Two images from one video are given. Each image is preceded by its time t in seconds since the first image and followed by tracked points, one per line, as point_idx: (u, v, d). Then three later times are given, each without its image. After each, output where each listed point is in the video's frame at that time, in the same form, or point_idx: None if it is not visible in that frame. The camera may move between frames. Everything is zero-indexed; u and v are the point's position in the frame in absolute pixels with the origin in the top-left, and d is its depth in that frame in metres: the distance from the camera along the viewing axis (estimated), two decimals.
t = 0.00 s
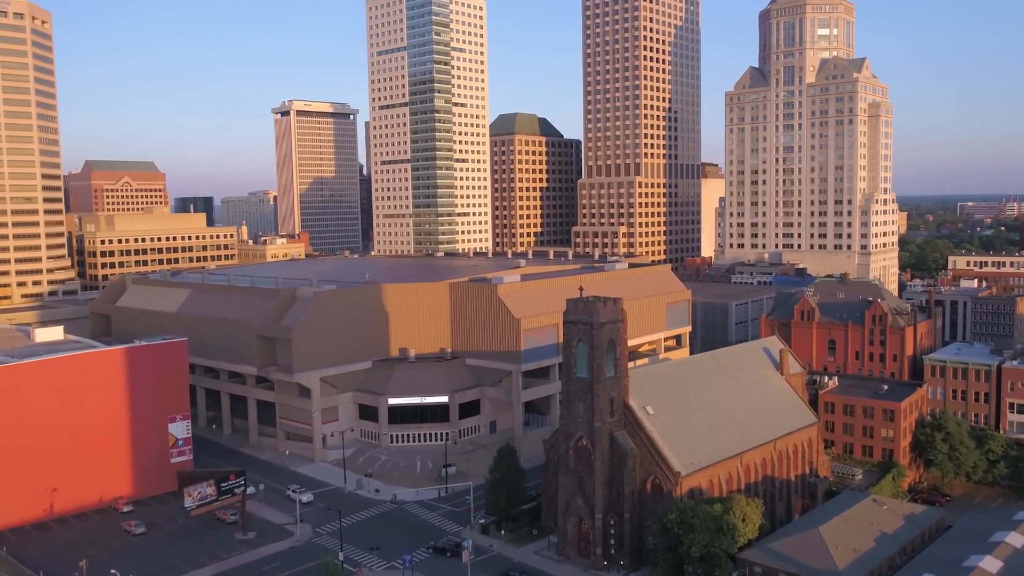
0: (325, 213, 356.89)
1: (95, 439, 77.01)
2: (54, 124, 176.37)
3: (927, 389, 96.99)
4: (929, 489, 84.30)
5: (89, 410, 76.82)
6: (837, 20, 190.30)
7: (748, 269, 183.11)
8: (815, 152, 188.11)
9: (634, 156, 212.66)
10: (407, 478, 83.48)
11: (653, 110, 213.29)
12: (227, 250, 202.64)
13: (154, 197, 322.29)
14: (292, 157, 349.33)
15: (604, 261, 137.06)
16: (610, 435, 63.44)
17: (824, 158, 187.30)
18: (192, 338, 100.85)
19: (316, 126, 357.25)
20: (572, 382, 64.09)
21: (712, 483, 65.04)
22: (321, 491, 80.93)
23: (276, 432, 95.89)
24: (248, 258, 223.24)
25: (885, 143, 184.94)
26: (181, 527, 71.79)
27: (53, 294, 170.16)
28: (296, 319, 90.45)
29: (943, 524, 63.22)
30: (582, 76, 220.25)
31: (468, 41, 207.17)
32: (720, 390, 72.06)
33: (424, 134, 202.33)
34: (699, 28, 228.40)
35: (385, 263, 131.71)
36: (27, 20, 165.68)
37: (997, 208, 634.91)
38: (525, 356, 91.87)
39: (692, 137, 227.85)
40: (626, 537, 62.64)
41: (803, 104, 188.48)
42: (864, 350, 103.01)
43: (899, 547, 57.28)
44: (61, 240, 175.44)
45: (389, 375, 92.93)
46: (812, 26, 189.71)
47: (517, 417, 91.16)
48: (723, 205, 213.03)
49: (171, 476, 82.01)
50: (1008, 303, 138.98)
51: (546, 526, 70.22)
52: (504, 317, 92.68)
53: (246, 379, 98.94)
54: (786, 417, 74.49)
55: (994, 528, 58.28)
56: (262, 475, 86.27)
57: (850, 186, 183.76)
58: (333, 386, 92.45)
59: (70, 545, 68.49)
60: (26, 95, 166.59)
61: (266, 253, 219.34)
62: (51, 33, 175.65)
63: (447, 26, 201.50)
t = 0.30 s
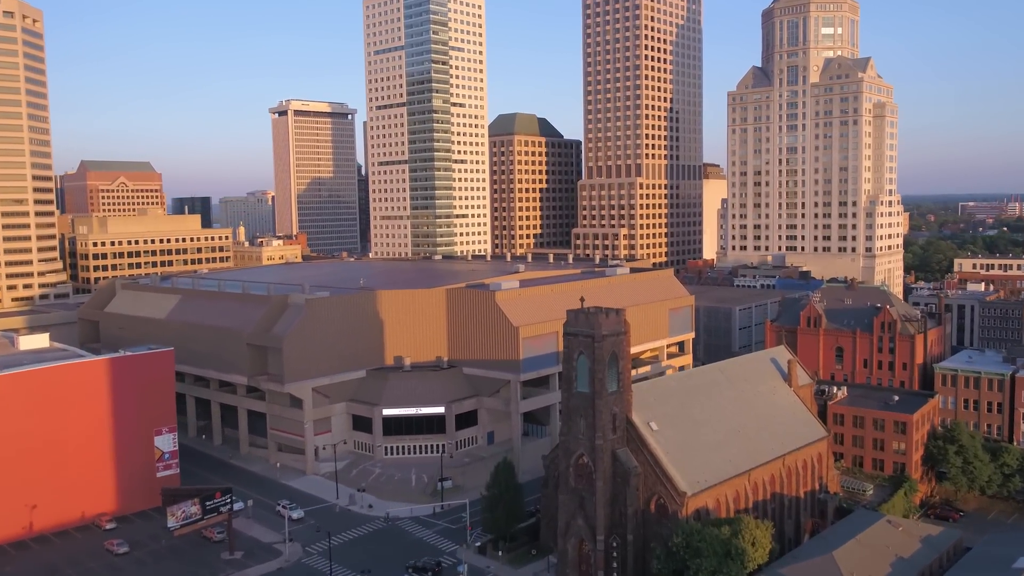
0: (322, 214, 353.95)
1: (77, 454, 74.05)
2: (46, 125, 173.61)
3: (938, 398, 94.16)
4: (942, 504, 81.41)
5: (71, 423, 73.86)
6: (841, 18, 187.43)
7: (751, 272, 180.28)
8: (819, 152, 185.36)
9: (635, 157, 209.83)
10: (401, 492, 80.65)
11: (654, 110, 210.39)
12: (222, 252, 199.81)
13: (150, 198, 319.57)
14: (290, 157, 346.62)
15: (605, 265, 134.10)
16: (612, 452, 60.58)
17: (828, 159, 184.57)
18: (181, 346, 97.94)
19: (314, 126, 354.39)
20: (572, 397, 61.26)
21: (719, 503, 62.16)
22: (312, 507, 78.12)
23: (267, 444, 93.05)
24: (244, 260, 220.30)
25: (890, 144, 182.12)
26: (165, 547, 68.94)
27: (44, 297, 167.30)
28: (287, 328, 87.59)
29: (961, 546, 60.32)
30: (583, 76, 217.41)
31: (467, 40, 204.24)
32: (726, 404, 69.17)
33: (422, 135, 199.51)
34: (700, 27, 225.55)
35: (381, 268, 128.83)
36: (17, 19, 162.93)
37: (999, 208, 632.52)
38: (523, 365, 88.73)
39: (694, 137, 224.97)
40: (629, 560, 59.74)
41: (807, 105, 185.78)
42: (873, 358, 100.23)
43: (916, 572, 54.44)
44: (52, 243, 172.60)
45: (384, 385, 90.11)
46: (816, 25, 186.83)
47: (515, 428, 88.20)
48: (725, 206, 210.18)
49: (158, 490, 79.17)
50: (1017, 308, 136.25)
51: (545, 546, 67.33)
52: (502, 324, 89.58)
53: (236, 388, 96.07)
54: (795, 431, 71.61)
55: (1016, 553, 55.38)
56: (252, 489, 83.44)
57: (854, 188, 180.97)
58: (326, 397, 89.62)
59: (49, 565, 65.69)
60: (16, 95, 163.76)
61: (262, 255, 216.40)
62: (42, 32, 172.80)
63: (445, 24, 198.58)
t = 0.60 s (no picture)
0: (320, 215, 350.81)
1: (58, 470, 71.16)
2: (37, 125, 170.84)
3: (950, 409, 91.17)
4: (956, 520, 78.41)
5: (51, 438, 70.94)
6: (846, 17, 184.45)
7: (754, 275, 177.25)
8: (823, 154, 182.55)
9: (635, 158, 206.81)
10: (395, 508, 77.70)
11: (656, 110, 207.38)
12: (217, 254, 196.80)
13: (146, 199, 316.53)
14: (287, 157, 343.61)
15: (607, 269, 131.05)
16: (614, 472, 57.61)
17: (833, 161, 181.63)
18: (169, 355, 95.00)
19: (311, 126, 351.21)
20: (572, 414, 58.30)
21: (726, 525, 59.24)
22: (302, 524, 75.21)
23: (257, 456, 90.10)
24: (239, 262, 217.30)
25: (896, 145, 179.10)
26: (148, 568, 66.10)
27: (35, 301, 164.29)
28: (278, 337, 84.63)
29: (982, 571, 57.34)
30: (583, 76, 214.38)
31: (465, 40, 201.27)
32: (734, 419, 66.16)
33: (420, 135, 196.53)
34: (702, 25, 222.51)
35: (376, 273, 125.83)
36: (7, 18, 160.01)
37: (1001, 208, 629.83)
38: (522, 376, 85.72)
39: (696, 138, 221.90)
40: None
41: (811, 105, 182.91)
42: (882, 367, 97.43)
43: None
44: (43, 245, 169.48)
45: (378, 396, 87.17)
46: (820, 24, 183.85)
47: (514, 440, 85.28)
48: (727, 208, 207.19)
49: (143, 506, 76.31)
50: None
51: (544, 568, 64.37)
52: (499, 333, 86.53)
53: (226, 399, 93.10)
54: (804, 446, 68.70)
55: None
56: (241, 504, 80.51)
57: (859, 190, 178.07)
58: (318, 408, 86.72)
59: None
60: (5, 95, 160.73)
61: (258, 257, 213.33)
62: (32, 30, 169.80)
63: (443, 23, 195.52)
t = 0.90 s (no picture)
0: (318, 216, 347.76)
1: (36, 488, 68.03)
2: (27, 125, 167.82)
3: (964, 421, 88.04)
4: (971, 538, 75.27)
5: (28, 455, 67.73)
6: (851, 16, 181.59)
7: (758, 278, 174.06)
8: (827, 155, 179.69)
9: (636, 159, 203.70)
10: (387, 525, 74.67)
11: (657, 110, 204.30)
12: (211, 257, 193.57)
13: (142, 200, 313.69)
14: (285, 158, 340.61)
15: (608, 273, 127.88)
16: (618, 495, 54.51)
17: (838, 162, 178.74)
18: (156, 365, 91.92)
19: (309, 126, 348.19)
20: (573, 434, 55.23)
21: (734, 550, 56.29)
22: (291, 542, 72.08)
23: (246, 470, 87.05)
24: (234, 265, 214.15)
25: (901, 146, 176.22)
26: None
27: (24, 306, 160.97)
28: (267, 346, 81.56)
29: None
30: (583, 75, 211.51)
31: (463, 39, 198.19)
32: (742, 436, 63.11)
33: (417, 136, 193.42)
34: (704, 24, 219.43)
35: (371, 278, 122.74)
36: None
37: (1003, 208, 627.11)
38: (521, 388, 82.70)
39: (698, 138, 218.73)
40: None
41: (816, 105, 180.09)
42: (892, 377, 94.50)
43: None
44: (33, 248, 166.22)
45: (371, 408, 84.13)
46: (824, 23, 180.94)
47: (512, 454, 82.21)
48: (730, 210, 204.09)
49: (126, 524, 73.16)
50: None
51: None
52: (497, 343, 83.31)
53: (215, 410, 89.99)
54: (816, 464, 65.64)
55: None
56: (228, 521, 77.39)
57: (864, 191, 175.12)
58: (309, 421, 83.62)
59: None
60: None
61: (253, 260, 210.09)
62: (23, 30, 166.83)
63: (441, 22, 192.37)
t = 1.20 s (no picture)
0: (316, 217, 344.96)
1: (14, 505, 64.91)
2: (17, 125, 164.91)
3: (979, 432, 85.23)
4: (988, 557, 72.48)
5: (7, 471, 64.63)
6: (856, 15, 178.83)
7: (761, 282, 171.16)
8: (832, 156, 177.00)
9: (638, 160, 200.83)
10: (382, 543, 71.88)
11: (659, 110, 201.41)
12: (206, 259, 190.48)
13: (139, 201, 310.83)
14: (282, 158, 337.73)
15: (610, 278, 125.01)
16: (622, 519, 51.64)
17: (843, 163, 176.01)
18: (144, 374, 89.03)
19: (307, 125, 345.34)
20: (575, 455, 52.37)
21: None
22: (281, 562, 69.26)
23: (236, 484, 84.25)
24: (229, 267, 211.16)
25: (908, 147, 173.41)
26: None
27: (15, 310, 158.00)
28: (257, 357, 78.66)
29: None
30: (584, 75, 208.75)
31: (462, 37, 195.11)
32: (751, 454, 60.22)
33: (415, 136, 190.49)
34: (706, 23, 216.58)
35: (367, 283, 119.80)
36: None
37: (1005, 207, 624.45)
38: (521, 400, 79.85)
39: (700, 139, 215.83)
40: None
41: (820, 105, 177.33)
42: (903, 387, 91.66)
43: None
44: (24, 251, 163.16)
45: (365, 420, 81.26)
46: (829, 21, 178.12)
47: (511, 468, 79.42)
48: (733, 211, 201.20)
49: (108, 543, 70.33)
50: None
51: None
52: (497, 354, 80.26)
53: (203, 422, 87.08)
54: (828, 482, 62.76)
55: None
56: (216, 539, 74.48)
57: (870, 193, 172.32)
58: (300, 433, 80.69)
59: None
60: None
61: (249, 262, 207.08)
62: (14, 29, 163.81)
63: (440, 20, 189.43)
